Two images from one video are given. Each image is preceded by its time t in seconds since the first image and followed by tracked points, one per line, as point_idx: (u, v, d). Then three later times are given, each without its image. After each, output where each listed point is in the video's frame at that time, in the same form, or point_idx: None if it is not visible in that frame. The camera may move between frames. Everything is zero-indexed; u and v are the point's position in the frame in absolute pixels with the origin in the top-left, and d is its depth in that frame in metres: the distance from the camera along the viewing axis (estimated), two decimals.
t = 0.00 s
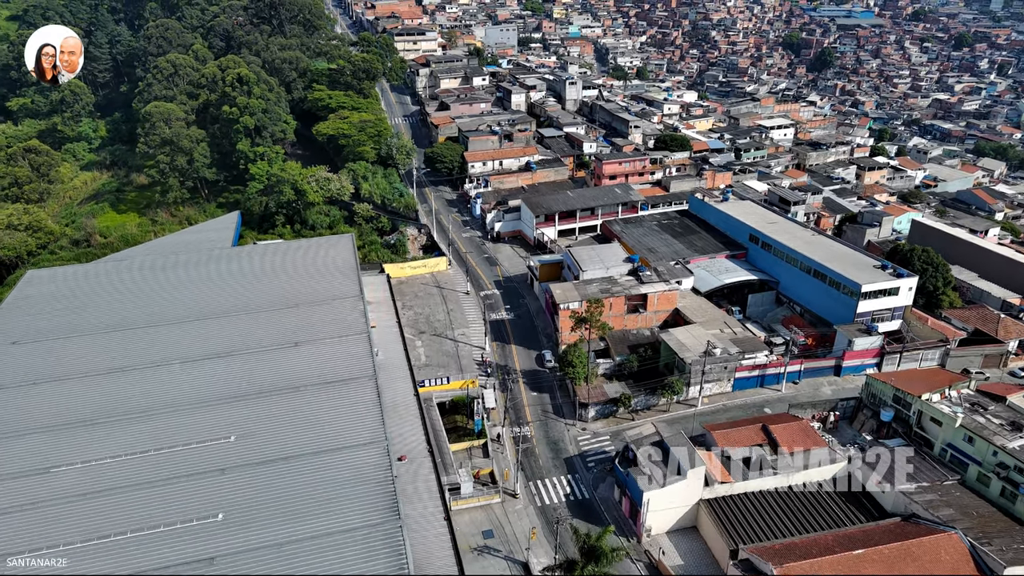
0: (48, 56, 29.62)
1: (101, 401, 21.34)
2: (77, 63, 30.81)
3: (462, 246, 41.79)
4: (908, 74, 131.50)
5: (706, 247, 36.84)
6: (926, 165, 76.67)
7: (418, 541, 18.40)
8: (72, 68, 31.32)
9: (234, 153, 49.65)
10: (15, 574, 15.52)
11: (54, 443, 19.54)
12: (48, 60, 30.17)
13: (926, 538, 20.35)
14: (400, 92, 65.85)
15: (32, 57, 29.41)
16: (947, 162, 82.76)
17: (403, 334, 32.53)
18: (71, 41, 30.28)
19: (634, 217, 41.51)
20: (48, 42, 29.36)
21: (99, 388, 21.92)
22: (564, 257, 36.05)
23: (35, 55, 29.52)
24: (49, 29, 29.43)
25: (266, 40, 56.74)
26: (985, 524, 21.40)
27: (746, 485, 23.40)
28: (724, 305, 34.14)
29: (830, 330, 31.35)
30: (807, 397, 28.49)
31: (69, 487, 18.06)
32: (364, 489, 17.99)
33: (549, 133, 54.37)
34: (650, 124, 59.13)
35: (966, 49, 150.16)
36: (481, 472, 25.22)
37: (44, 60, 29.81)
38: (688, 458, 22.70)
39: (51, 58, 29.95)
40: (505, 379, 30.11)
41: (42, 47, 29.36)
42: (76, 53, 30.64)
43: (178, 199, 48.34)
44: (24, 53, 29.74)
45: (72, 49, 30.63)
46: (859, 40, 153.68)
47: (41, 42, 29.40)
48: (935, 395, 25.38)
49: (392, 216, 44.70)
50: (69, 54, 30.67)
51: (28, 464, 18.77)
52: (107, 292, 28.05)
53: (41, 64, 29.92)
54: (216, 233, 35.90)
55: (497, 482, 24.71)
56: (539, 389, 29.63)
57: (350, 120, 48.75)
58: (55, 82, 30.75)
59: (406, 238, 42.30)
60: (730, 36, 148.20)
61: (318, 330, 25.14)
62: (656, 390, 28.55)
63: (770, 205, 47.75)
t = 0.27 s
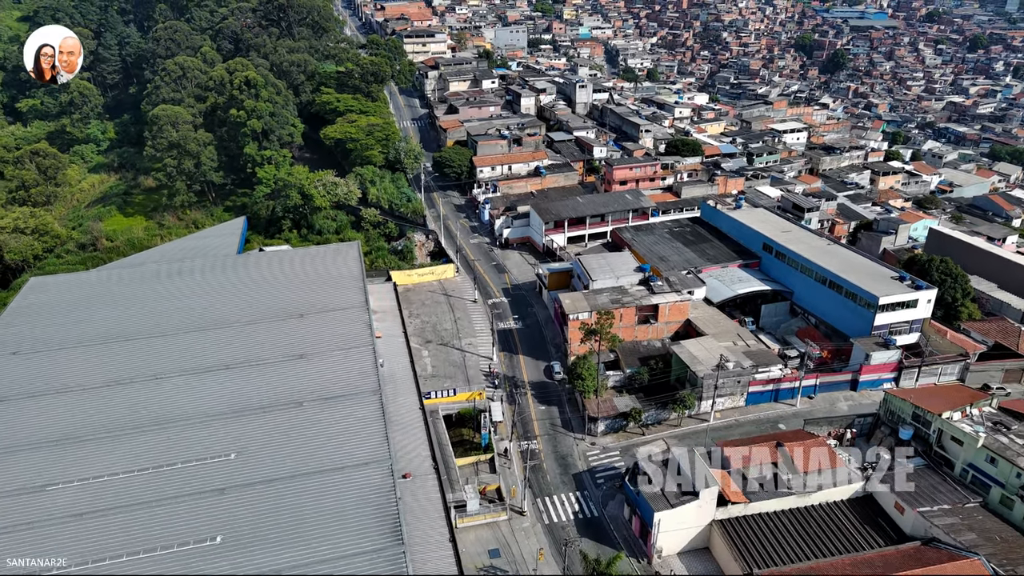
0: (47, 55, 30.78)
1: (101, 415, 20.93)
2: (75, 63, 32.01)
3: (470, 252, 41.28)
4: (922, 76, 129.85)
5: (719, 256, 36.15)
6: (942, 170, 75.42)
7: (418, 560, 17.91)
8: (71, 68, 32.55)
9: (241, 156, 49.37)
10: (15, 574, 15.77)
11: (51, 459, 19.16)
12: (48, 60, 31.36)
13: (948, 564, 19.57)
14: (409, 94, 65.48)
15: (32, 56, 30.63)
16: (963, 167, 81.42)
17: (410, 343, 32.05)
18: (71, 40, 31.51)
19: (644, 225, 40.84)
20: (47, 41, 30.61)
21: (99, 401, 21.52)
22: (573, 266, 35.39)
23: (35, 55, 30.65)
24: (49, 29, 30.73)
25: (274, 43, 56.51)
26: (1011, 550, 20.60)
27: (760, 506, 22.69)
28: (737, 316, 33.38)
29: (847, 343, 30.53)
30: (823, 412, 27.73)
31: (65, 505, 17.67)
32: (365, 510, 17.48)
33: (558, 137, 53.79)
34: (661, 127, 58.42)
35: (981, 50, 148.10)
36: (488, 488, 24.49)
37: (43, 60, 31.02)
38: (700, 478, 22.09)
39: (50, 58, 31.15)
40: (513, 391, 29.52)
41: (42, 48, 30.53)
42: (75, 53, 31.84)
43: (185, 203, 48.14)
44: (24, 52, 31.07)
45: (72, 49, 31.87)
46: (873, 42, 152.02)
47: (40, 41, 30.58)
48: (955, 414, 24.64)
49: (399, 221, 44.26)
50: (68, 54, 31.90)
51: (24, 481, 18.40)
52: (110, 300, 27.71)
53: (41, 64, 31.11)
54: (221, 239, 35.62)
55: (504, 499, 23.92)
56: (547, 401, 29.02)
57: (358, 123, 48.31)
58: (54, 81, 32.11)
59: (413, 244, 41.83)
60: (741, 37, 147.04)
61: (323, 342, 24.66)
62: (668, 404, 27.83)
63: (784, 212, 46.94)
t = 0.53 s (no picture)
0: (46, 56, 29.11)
1: (94, 432, 20.44)
2: (76, 63, 30.27)
3: (473, 259, 40.74)
4: (930, 78, 128.74)
5: (726, 265, 35.55)
6: (951, 175, 74.60)
7: None
8: (71, 68, 30.82)
9: (243, 161, 48.89)
10: (15, 574, 15.94)
11: (42, 479, 18.67)
12: (48, 61, 29.67)
13: None
14: (413, 98, 64.96)
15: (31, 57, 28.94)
16: (972, 171, 80.48)
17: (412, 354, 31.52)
18: (71, 41, 29.57)
19: (650, 232, 40.26)
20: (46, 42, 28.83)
21: (92, 418, 21.01)
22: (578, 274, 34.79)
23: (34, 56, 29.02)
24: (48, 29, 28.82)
25: (277, 47, 56.05)
26: None
27: (770, 526, 22.02)
28: (745, 326, 32.73)
29: (858, 356, 29.87)
30: (834, 427, 27.09)
31: (54, 528, 17.17)
32: (364, 534, 16.98)
33: (563, 142, 53.21)
34: (667, 132, 57.78)
35: (989, 52, 146.73)
36: (490, 505, 24.18)
37: (43, 61, 29.29)
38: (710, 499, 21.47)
39: (50, 59, 29.45)
40: (517, 404, 28.98)
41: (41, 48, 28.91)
42: (75, 54, 30.18)
43: (186, 208, 47.68)
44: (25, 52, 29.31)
45: (71, 49, 29.94)
46: (880, 44, 150.91)
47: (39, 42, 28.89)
48: (971, 432, 23.94)
49: (402, 227, 43.75)
50: (67, 54, 30.19)
51: (15, 502, 17.92)
52: (106, 311, 27.24)
53: (41, 64, 29.42)
54: (221, 247, 35.16)
55: (507, 517, 23.57)
56: (552, 414, 28.47)
57: (361, 128, 47.77)
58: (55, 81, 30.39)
59: (416, 251, 41.26)
60: (747, 39, 146.14)
61: (322, 356, 24.15)
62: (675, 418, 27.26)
63: (792, 218, 46.26)
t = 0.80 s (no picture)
0: (46, 54, 31.04)
1: (89, 448, 20.01)
2: (75, 63, 32.15)
3: (478, 266, 40.24)
4: (939, 80, 127.57)
5: (735, 274, 34.93)
6: (962, 180, 73.66)
7: None
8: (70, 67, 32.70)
9: (247, 165, 48.54)
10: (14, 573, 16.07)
11: (35, 498, 18.25)
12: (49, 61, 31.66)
13: None
14: (418, 101, 64.60)
15: (32, 56, 30.86)
16: (983, 175, 79.45)
17: (415, 364, 31.01)
18: (70, 41, 31.58)
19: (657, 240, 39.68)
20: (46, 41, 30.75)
21: (87, 433, 20.58)
22: (584, 283, 34.26)
23: (34, 55, 30.99)
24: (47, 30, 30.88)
25: (281, 50, 55.82)
26: None
27: (782, 548, 21.38)
28: (754, 337, 32.09)
29: (871, 369, 29.25)
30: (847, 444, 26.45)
31: (46, 550, 16.73)
32: (363, 558, 16.47)
33: (570, 147, 52.66)
34: (674, 136, 57.19)
35: (999, 54, 145.25)
36: (494, 523, 23.43)
37: (43, 59, 31.21)
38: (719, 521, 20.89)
39: (50, 58, 31.37)
40: (522, 417, 28.47)
41: (42, 47, 30.81)
42: (74, 53, 31.89)
43: (189, 213, 47.40)
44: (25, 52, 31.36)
45: (71, 49, 31.92)
46: (888, 46, 149.79)
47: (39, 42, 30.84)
48: (988, 450, 23.31)
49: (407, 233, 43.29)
50: (67, 54, 32.04)
51: (7, 523, 17.47)
52: (105, 321, 26.85)
53: (41, 63, 31.28)
54: (223, 254, 34.80)
55: (512, 535, 22.86)
56: (558, 428, 27.90)
57: (366, 132, 47.32)
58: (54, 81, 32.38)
59: (420, 257, 40.72)
60: (754, 41, 145.33)
61: (323, 370, 23.66)
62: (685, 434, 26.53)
63: (801, 225, 45.56)
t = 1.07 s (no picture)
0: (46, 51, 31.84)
1: (83, 465, 19.60)
2: (74, 61, 32.82)
3: (483, 274, 39.77)
4: (949, 83, 126.42)
5: (744, 283, 34.35)
6: (973, 184, 72.73)
7: None
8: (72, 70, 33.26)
9: (250, 169, 48.15)
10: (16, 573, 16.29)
11: (27, 517, 17.84)
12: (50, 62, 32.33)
13: None
14: (423, 104, 64.21)
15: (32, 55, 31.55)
16: (994, 180, 78.49)
17: (418, 375, 30.54)
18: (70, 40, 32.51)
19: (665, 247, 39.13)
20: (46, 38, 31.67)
21: (82, 449, 20.17)
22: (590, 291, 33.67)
23: (35, 54, 31.71)
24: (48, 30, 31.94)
25: (286, 53, 55.51)
26: None
27: (793, 571, 20.73)
28: (764, 349, 31.47)
29: (883, 383, 28.65)
30: (859, 461, 25.85)
31: (37, 573, 16.33)
32: None
33: (576, 151, 52.14)
34: (682, 141, 56.59)
35: (1009, 56, 143.87)
36: (499, 540, 23.04)
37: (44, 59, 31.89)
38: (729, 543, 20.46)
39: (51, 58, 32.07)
40: (527, 430, 28.01)
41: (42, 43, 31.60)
42: (74, 52, 32.71)
43: (192, 217, 47.08)
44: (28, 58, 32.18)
45: (72, 50, 32.71)
46: (897, 48, 148.67)
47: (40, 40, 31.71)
48: (1006, 470, 22.57)
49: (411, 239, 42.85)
50: (69, 56, 32.71)
51: None
52: (103, 331, 26.51)
53: (42, 64, 31.88)
54: (224, 262, 34.47)
55: (516, 554, 22.44)
56: (563, 441, 27.44)
57: (370, 137, 46.90)
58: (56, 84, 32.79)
59: (425, 264, 40.23)
60: (762, 43, 144.47)
61: (324, 384, 23.21)
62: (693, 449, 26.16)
63: (811, 232, 44.92)
